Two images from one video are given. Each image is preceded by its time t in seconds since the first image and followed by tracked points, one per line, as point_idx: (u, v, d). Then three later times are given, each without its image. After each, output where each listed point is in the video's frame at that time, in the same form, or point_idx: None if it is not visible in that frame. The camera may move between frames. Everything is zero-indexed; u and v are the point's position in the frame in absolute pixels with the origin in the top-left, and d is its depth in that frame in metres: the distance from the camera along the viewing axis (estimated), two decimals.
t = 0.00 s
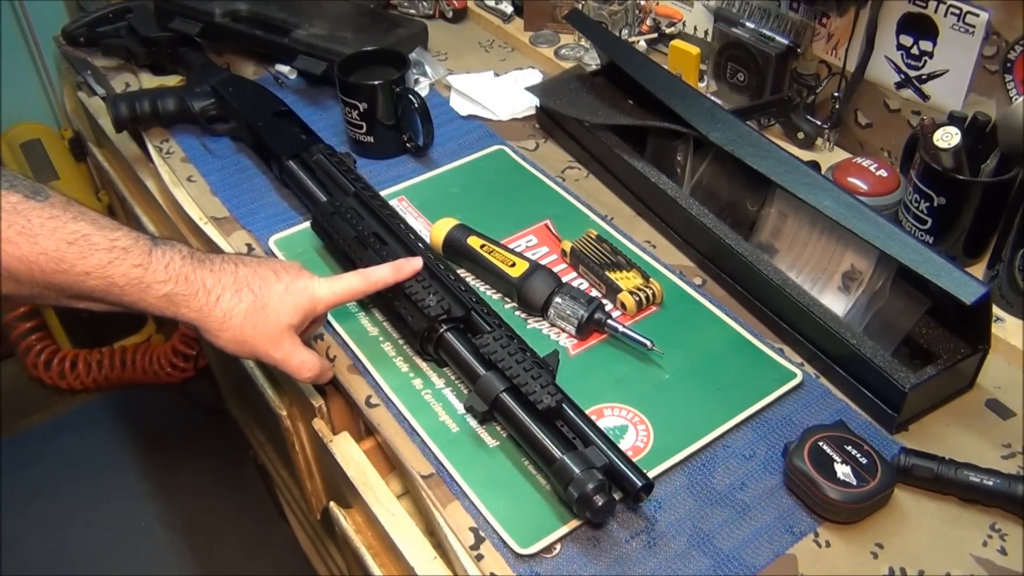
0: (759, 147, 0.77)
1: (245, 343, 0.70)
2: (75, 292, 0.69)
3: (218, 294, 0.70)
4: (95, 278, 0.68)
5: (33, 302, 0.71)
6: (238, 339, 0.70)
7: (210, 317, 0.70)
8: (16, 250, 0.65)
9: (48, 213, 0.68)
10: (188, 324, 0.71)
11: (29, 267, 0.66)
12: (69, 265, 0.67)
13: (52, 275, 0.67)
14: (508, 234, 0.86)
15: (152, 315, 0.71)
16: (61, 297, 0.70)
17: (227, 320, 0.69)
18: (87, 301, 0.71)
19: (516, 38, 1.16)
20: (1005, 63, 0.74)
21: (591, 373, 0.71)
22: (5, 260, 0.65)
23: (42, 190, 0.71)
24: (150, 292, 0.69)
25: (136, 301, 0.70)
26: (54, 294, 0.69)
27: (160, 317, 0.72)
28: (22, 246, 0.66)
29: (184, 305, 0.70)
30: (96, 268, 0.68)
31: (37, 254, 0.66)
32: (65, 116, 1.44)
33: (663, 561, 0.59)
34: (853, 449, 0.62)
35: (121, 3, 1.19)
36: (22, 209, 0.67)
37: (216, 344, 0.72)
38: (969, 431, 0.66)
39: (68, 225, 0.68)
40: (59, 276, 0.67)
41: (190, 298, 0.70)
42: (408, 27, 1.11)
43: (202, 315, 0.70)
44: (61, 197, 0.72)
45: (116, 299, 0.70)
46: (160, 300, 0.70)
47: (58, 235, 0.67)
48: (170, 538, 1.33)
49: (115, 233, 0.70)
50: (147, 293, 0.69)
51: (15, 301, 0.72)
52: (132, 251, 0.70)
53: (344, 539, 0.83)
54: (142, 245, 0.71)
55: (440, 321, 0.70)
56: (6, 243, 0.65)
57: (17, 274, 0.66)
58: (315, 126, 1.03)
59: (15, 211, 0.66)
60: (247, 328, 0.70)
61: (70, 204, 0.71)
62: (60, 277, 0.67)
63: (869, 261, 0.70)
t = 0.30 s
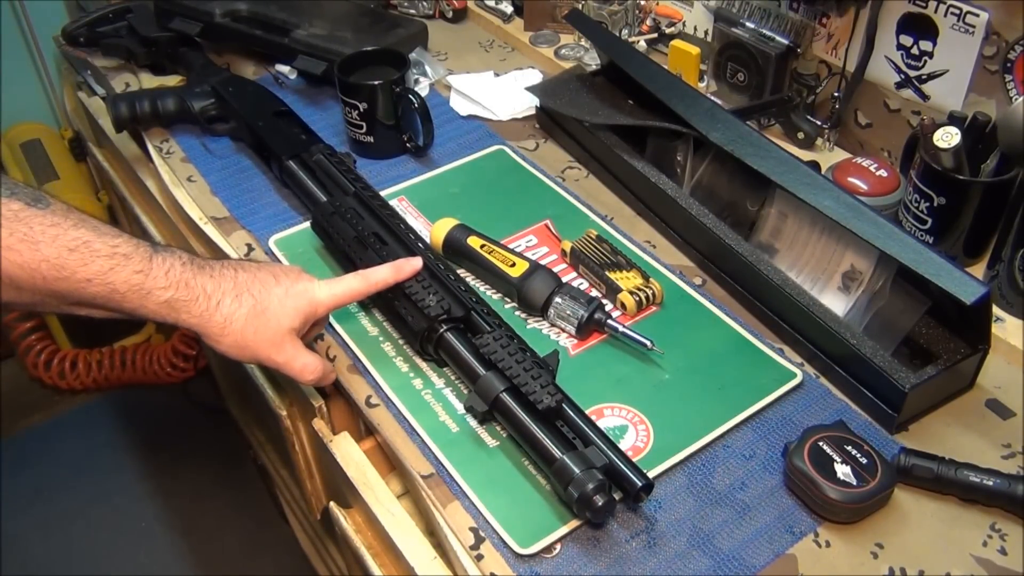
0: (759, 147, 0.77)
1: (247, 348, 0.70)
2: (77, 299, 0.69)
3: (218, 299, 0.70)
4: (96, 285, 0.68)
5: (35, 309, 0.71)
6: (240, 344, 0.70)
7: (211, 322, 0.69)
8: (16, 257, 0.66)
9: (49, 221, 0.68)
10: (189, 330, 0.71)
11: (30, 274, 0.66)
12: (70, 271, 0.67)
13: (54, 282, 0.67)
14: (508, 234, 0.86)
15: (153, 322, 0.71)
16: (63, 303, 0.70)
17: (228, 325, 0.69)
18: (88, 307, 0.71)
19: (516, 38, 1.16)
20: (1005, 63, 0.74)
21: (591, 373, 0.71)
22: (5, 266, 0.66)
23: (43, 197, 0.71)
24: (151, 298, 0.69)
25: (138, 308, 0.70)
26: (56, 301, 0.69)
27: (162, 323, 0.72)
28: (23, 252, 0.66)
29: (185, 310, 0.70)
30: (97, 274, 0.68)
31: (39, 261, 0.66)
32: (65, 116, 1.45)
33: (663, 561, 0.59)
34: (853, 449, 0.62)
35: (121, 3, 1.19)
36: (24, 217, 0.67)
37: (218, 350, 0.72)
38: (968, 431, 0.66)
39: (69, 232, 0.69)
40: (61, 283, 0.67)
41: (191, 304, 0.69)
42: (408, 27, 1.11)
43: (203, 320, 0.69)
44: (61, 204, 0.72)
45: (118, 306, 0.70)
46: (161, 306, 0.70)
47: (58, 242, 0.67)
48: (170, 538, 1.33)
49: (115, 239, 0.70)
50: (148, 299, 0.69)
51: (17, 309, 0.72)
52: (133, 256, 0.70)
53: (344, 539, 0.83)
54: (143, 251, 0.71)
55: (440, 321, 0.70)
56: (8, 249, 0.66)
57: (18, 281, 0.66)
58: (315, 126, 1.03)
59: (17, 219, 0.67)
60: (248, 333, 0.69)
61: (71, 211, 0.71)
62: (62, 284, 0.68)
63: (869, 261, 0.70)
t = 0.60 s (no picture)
0: (759, 147, 0.77)
1: (249, 350, 0.70)
2: (78, 304, 0.69)
3: (218, 302, 0.70)
4: (97, 289, 0.68)
5: (36, 314, 0.71)
6: (242, 345, 0.70)
7: (212, 325, 0.70)
8: (16, 262, 0.66)
9: (49, 226, 0.68)
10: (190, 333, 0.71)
11: (30, 279, 0.66)
12: (71, 276, 0.67)
13: (54, 287, 0.67)
14: (508, 234, 0.86)
15: (154, 325, 0.71)
16: (63, 308, 0.70)
17: (229, 328, 0.70)
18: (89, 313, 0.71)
19: (516, 38, 1.16)
20: (1005, 63, 0.74)
21: (591, 373, 0.72)
22: (6, 271, 0.66)
23: (42, 203, 0.71)
24: (152, 302, 0.69)
25: (138, 312, 0.70)
26: (56, 306, 0.69)
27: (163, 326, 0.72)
28: (24, 257, 0.66)
29: (186, 313, 0.70)
30: (98, 279, 0.68)
31: (39, 266, 0.66)
32: (65, 116, 1.45)
33: (663, 561, 0.59)
34: (853, 449, 0.62)
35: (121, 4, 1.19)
36: (23, 223, 0.67)
37: (221, 353, 0.72)
38: (969, 431, 0.66)
39: (69, 237, 0.69)
40: (61, 287, 0.67)
41: (192, 308, 0.69)
42: (408, 27, 1.11)
43: (205, 324, 0.70)
44: (61, 209, 0.72)
45: (119, 310, 0.70)
46: (162, 310, 0.70)
47: (58, 248, 0.68)
48: (170, 538, 1.33)
49: (115, 243, 0.70)
50: (149, 303, 0.69)
51: (17, 314, 0.72)
52: (133, 260, 0.70)
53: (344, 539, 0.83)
54: (143, 255, 0.71)
55: (440, 321, 0.70)
56: (8, 255, 0.66)
57: (19, 287, 0.66)
58: (315, 126, 1.03)
59: (17, 225, 0.67)
60: (250, 335, 0.70)
61: (71, 217, 0.71)
62: (63, 289, 0.68)
63: (869, 261, 0.70)
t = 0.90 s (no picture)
0: (759, 147, 0.77)
1: (249, 350, 0.70)
2: (79, 304, 0.69)
3: (219, 301, 0.70)
4: (98, 289, 0.68)
5: (37, 314, 0.71)
6: (242, 345, 0.70)
7: (212, 325, 0.70)
8: (17, 262, 0.66)
9: (50, 226, 0.68)
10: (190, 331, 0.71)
11: (31, 279, 0.66)
12: (72, 275, 0.67)
13: (55, 286, 0.67)
14: (508, 234, 0.86)
15: (154, 325, 0.71)
16: (64, 308, 0.70)
17: (230, 327, 0.70)
18: (89, 312, 0.71)
19: (516, 38, 1.16)
20: (1005, 63, 0.74)
21: (591, 373, 0.71)
22: (6, 271, 0.66)
23: (43, 203, 0.71)
24: (152, 302, 0.69)
25: (139, 311, 0.70)
26: (57, 305, 0.69)
27: (163, 326, 0.72)
28: (25, 257, 0.66)
29: (186, 313, 0.70)
30: (99, 279, 0.68)
31: (40, 266, 0.66)
32: (65, 117, 1.45)
33: (663, 561, 0.59)
34: (853, 449, 0.62)
35: (121, 3, 1.19)
36: (25, 223, 0.67)
37: (221, 352, 0.72)
38: (969, 431, 0.66)
39: (70, 236, 0.69)
40: (62, 287, 0.67)
41: (192, 307, 0.70)
42: (408, 27, 1.11)
43: (205, 323, 0.70)
44: (62, 209, 0.72)
45: (120, 310, 0.70)
46: (162, 310, 0.70)
47: (59, 247, 0.68)
48: (170, 538, 1.33)
49: (115, 243, 0.70)
50: (149, 303, 0.69)
51: (18, 314, 0.72)
52: (134, 260, 0.70)
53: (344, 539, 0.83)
54: (144, 255, 0.71)
55: (440, 321, 0.70)
56: (9, 254, 0.66)
57: (20, 287, 0.66)
58: (315, 126, 1.03)
59: (18, 225, 0.67)
60: (250, 335, 0.70)
61: (72, 216, 0.71)
62: (63, 289, 0.68)
63: (869, 261, 0.70)
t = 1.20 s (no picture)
0: (759, 147, 0.77)
1: (250, 351, 0.70)
2: (79, 305, 0.69)
3: (220, 302, 0.70)
4: (99, 290, 0.68)
5: (38, 315, 0.71)
6: (243, 346, 0.70)
7: (213, 326, 0.70)
8: (18, 264, 0.66)
9: (51, 227, 0.68)
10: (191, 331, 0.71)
11: (32, 280, 0.66)
12: (73, 277, 0.67)
13: (56, 288, 0.67)
14: (508, 234, 0.86)
15: (155, 326, 0.71)
16: (65, 309, 0.70)
17: (230, 328, 0.70)
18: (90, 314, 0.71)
19: (516, 38, 1.16)
20: (1005, 63, 0.74)
21: (591, 373, 0.72)
22: (7, 273, 0.66)
23: (44, 204, 0.71)
24: (153, 303, 0.69)
25: (140, 312, 0.70)
26: (58, 307, 0.69)
27: (164, 327, 0.72)
28: (25, 259, 0.66)
29: (187, 314, 0.70)
30: (99, 280, 0.68)
31: (41, 267, 0.66)
32: (65, 117, 1.44)
33: (663, 561, 0.59)
34: (853, 449, 0.62)
35: (121, 3, 1.19)
36: (26, 224, 0.67)
37: (222, 353, 0.72)
38: (969, 431, 0.66)
39: (70, 238, 0.69)
40: (63, 289, 0.67)
41: (193, 308, 0.70)
42: (408, 27, 1.11)
43: (206, 324, 0.70)
44: (63, 210, 0.72)
45: (121, 311, 0.70)
46: (163, 311, 0.70)
47: (60, 249, 0.68)
48: (170, 538, 1.33)
49: (116, 244, 0.70)
50: (150, 304, 0.69)
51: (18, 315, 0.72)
52: (134, 261, 0.70)
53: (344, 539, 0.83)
54: (145, 256, 0.71)
55: (440, 321, 0.70)
56: (10, 256, 0.66)
57: (22, 288, 0.66)
58: (315, 126, 1.03)
59: (19, 226, 0.67)
60: (251, 335, 0.70)
61: (72, 217, 0.71)
62: (64, 290, 0.68)
63: (869, 261, 0.70)
